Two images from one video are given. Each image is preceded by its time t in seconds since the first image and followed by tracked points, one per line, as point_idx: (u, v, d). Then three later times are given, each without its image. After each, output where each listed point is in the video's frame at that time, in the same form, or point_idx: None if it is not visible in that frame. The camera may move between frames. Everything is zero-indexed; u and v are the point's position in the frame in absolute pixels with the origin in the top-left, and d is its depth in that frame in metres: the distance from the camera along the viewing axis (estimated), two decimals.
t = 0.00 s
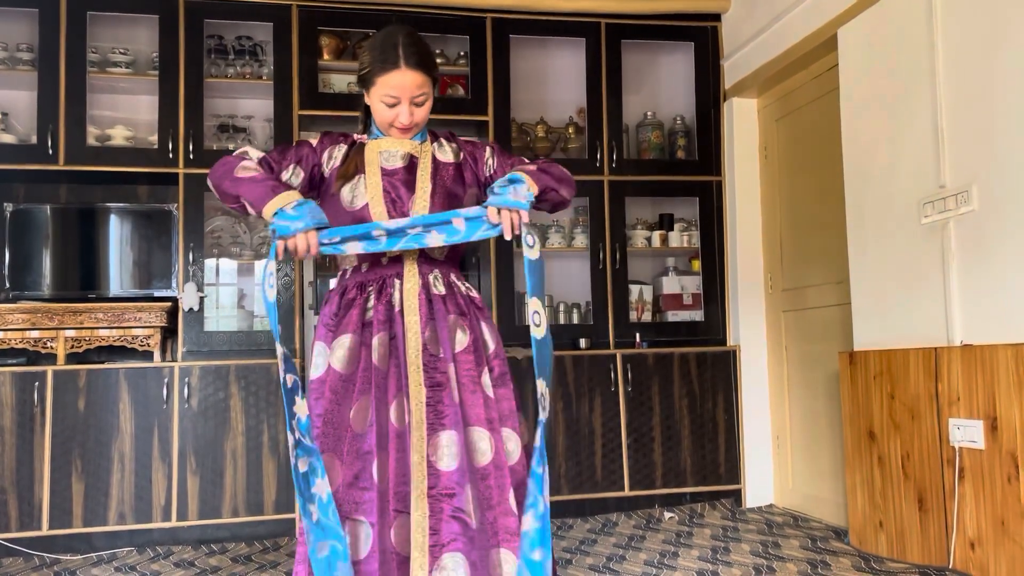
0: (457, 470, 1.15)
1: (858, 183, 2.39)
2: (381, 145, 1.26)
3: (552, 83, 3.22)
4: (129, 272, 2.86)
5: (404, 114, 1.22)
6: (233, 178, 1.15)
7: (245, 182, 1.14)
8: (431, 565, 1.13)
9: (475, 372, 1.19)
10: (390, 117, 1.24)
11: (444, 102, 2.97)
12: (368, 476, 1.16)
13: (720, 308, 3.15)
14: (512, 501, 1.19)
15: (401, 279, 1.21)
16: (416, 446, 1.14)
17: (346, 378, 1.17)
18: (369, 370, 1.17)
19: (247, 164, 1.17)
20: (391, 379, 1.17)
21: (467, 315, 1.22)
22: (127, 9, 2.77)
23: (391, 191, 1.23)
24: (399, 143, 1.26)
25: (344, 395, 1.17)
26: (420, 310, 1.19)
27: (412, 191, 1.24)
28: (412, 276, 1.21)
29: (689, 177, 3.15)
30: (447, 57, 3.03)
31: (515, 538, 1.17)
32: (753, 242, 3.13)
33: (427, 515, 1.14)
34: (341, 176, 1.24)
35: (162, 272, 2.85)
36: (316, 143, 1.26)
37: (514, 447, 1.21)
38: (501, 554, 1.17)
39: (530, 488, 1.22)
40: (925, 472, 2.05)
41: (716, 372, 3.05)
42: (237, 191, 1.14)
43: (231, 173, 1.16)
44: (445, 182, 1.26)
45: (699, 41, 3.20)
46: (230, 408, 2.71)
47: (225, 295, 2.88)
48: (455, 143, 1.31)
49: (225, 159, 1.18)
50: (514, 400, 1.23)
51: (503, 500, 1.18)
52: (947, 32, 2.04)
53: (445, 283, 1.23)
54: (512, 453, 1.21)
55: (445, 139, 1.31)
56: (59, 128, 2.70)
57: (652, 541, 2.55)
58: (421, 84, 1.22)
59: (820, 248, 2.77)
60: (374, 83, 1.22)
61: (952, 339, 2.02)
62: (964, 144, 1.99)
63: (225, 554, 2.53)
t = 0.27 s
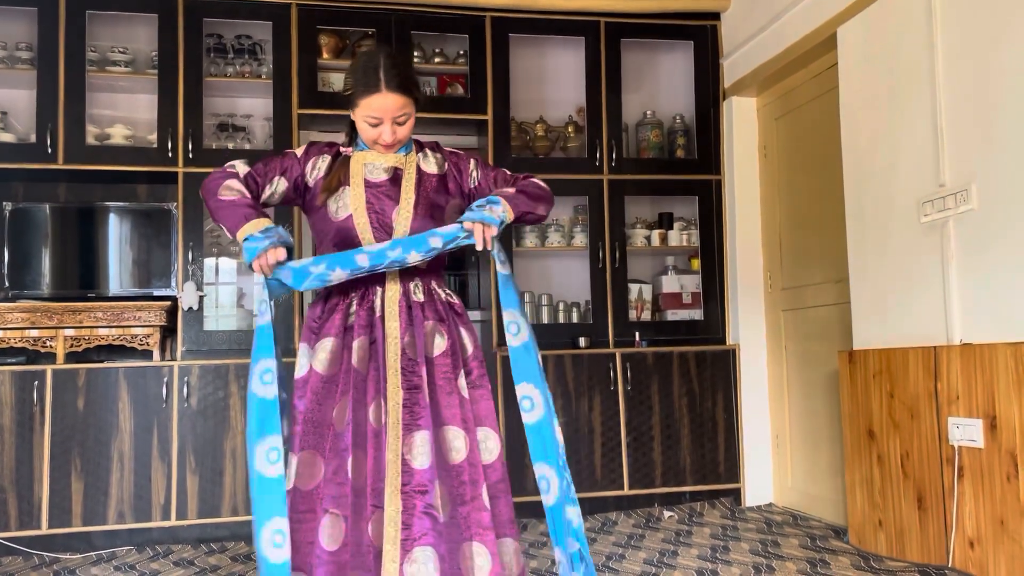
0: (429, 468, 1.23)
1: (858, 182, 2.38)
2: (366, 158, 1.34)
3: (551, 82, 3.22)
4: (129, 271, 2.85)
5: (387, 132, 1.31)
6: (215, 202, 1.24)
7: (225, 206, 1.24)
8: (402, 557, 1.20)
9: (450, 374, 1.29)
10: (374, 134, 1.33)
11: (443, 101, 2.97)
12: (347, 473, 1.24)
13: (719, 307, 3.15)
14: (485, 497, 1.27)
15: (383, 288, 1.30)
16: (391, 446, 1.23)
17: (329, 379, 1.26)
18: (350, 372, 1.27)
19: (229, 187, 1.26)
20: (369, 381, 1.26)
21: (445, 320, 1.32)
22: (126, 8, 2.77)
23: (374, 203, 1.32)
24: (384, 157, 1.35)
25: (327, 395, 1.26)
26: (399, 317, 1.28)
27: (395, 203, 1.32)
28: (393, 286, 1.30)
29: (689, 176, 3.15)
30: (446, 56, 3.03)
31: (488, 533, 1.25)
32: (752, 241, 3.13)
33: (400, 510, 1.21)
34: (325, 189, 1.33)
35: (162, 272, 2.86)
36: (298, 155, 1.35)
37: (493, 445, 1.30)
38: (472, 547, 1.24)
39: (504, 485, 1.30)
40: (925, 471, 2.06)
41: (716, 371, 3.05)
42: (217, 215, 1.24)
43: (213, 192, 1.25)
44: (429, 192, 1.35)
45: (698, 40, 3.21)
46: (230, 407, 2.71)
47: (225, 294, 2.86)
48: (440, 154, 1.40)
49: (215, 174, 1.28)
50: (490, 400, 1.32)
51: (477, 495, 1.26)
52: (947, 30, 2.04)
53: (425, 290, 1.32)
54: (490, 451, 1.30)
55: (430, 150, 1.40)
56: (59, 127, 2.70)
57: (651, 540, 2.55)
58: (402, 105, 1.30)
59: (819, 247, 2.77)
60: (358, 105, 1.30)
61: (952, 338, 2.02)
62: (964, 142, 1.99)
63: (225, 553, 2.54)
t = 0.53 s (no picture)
0: (416, 462, 1.23)
1: (857, 180, 2.38)
2: (361, 159, 1.35)
3: (551, 81, 3.22)
4: (128, 270, 2.85)
5: (380, 132, 1.31)
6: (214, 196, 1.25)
7: (224, 201, 1.25)
8: (385, 547, 1.21)
9: (441, 371, 1.30)
10: (368, 134, 1.33)
11: (442, 100, 2.97)
12: (337, 466, 1.25)
13: (718, 306, 3.15)
14: (469, 493, 1.28)
15: (378, 283, 1.30)
16: (379, 440, 1.23)
17: (323, 374, 1.27)
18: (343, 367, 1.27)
19: (229, 184, 1.27)
20: (362, 376, 1.27)
21: (439, 318, 1.32)
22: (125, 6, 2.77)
23: (369, 202, 1.32)
24: (379, 157, 1.35)
25: (321, 389, 1.27)
26: (393, 313, 1.28)
27: (390, 202, 1.33)
28: (388, 280, 1.30)
29: (688, 174, 3.15)
30: (445, 54, 3.03)
31: (470, 528, 1.26)
32: (751, 240, 3.13)
33: (384, 502, 1.22)
34: (320, 189, 1.33)
35: (161, 269, 2.86)
36: (297, 158, 1.35)
37: (475, 440, 1.33)
38: (453, 542, 1.25)
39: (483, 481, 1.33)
40: (924, 469, 2.05)
41: (715, 370, 3.05)
42: (216, 210, 1.25)
43: (213, 188, 1.26)
44: (422, 192, 1.36)
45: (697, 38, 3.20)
46: (229, 406, 2.71)
47: (224, 293, 2.87)
48: (433, 155, 1.41)
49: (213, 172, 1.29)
50: (480, 398, 1.35)
51: (461, 491, 1.27)
52: (947, 27, 2.03)
53: (419, 287, 1.33)
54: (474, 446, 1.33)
55: (424, 151, 1.41)
56: (58, 125, 2.69)
57: (650, 538, 2.55)
58: (396, 103, 1.30)
59: (818, 246, 2.77)
60: (352, 105, 1.30)
61: (950, 336, 2.02)
62: (964, 141, 1.98)
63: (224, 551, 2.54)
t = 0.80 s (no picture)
0: (419, 460, 1.26)
1: (857, 179, 2.38)
2: (360, 158, 1.35)
3: (550, 79, 3.21)
4: (127, 269, 2.85)
5: (380, 128, 1.31)
6: (215, 199, 1.26)
7: (225, 204, 1.25)
8: (388, 543, 1.23)
9: (442, 368, 1.30)
10: (368, 132, 1.33)
11: (442, 98, 2.97)
12: (341, 464, 1.26)
13: (718, 305, 3.15)
14: (466, 490, 1.29)
15: (379, 280, 1.30)
16: (383, 438, 1.24)
17: (325, 372, 1.27)
18: (346, 365, 1.27)
19: (230, 186, 1.27)
20: (365, 374, 1.27)
21: (440, 315, 1.33)
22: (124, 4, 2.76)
23: (369, 199, 1.32)
24: (378, 156, 1.35)
25: (323, 386, 1.27)
26: (395, 310, 1.28)
27: (390, 200, 1.32)
28: (389, 277, 1.30)
29: (688, 173, 3.15)
30: (444, 53, 3.02)
31: (468, 526, 1.28)
32: (749, 238, 3.14)
33: (388, 499, 1.24)
34: (319, 187, 1.33)
35: (160, 268, 2.85)
36: (294, 157, 1.36)
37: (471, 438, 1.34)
38: (451, 540, 1.27)
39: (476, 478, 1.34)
40: (922, 467, 2.06)
41: (715, 368, 3.06)
42: (216, 213, 1.26)
43: (212, 190, 1.27)
44: (422, 190, 1.36)
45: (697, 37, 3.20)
46: (229, 404, 2.71)
47: (224, 291, 2.87)
48: (432, 155, 1.41)
49: (211, 171, 1.29)
50: (479, 396, 1.36)
51: (459, 489, 1.28)
52: (946, 26, 2.03)
53: (420, 284, 1.32)
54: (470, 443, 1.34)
55: (422, 151, 1.41)
56: (57, 123, 2.69)
57: (649, 537, 2.55)
58: (395, 100, 1.30)
59: (817, 244, 2.78)
60: (351, 101, 1.30)
61: (950, 335, 2.02)
62: (963, 140, 1.99)
63: (223, 550, 2.54)
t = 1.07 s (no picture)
0: (426, 458, 1.26)
1: (857, 178, 2.38)
2: (360, 156, 1.35)
3: (550, 78, 3.21)
4: (127, 267, 2.85)
5: (381, 125, 1.31)
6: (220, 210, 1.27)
7: (230, 213, 1.27)
8: (397, 543, 1.22)
9: (446, 365, 1.30)
10: (367, 128, 1.33)
11: (442, 97, 2.97)
12: (345, 463, 1.25)
13: (717, 303, 3.15)
14: (474, 488, 1.29)
15: (380, 278, 1.30)
16: (389, 436, 1.25)
17: (326, 370, 1.27)
18: (348, 363, 1.27)
19: (232, 194, 1.28)
20: (369, 372, 1.27)
21: (443, 312, 1.33)
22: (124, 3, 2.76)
23: (369, 197, 1.31)
24: (378, 154, 1.35)
25: (325, 384, 1.27)
26: (397, 307, 1.29)
27: (391, 198, 1.32)
28: (390, 275, 1.30)
29: (687, 172, 3.15)
30: (444, 51, 3.02)
31: (476, 524, 1.27)
32: (749, 238, 3.14)
33: (395, 499, 1.24)
34: (319, 186, 1.32)
35: (160, 267, 2.85)
36: (290, 155, 1.35)
37: (479, 434, 1.34)
38: (460, 537, 1.26)
39: (486, 477, 1.34)
40: (922, 465, 2.06)
41: (714, 367, 3.06)
42: (223, 222, 1.27)
43: (215, 200, 1.28)
44: (422, 188, 1.36)
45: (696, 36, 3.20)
46: (228, 403, 2.71)
47: (224, 289, 2.87)
48: (431, 153, 1.41)
49: (211, 179, 1.30)
50: (484, 393, 1.36)
51: (465, 487, 1.28)
52: (946, 25, 2.03)
53: (422, 282, 1.32)
54: (478, 440, 1.34)
55: (421, 148, 1.40)
56: (56, 122, 2.69)
57: (649, 535, 2.55)
58: (396, 96, 1.31)
59: (817, 243, 2.78)
60: (351, 98, 1.30)
61: (949, 334, 2.03)
62: (963, 138, 1.99)
63: (223, 548, 2.54)
